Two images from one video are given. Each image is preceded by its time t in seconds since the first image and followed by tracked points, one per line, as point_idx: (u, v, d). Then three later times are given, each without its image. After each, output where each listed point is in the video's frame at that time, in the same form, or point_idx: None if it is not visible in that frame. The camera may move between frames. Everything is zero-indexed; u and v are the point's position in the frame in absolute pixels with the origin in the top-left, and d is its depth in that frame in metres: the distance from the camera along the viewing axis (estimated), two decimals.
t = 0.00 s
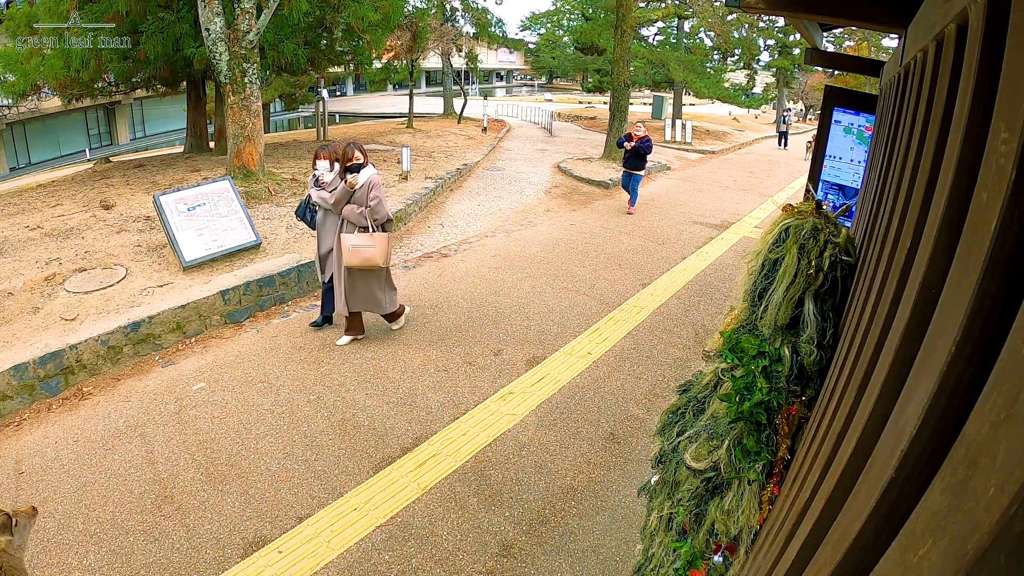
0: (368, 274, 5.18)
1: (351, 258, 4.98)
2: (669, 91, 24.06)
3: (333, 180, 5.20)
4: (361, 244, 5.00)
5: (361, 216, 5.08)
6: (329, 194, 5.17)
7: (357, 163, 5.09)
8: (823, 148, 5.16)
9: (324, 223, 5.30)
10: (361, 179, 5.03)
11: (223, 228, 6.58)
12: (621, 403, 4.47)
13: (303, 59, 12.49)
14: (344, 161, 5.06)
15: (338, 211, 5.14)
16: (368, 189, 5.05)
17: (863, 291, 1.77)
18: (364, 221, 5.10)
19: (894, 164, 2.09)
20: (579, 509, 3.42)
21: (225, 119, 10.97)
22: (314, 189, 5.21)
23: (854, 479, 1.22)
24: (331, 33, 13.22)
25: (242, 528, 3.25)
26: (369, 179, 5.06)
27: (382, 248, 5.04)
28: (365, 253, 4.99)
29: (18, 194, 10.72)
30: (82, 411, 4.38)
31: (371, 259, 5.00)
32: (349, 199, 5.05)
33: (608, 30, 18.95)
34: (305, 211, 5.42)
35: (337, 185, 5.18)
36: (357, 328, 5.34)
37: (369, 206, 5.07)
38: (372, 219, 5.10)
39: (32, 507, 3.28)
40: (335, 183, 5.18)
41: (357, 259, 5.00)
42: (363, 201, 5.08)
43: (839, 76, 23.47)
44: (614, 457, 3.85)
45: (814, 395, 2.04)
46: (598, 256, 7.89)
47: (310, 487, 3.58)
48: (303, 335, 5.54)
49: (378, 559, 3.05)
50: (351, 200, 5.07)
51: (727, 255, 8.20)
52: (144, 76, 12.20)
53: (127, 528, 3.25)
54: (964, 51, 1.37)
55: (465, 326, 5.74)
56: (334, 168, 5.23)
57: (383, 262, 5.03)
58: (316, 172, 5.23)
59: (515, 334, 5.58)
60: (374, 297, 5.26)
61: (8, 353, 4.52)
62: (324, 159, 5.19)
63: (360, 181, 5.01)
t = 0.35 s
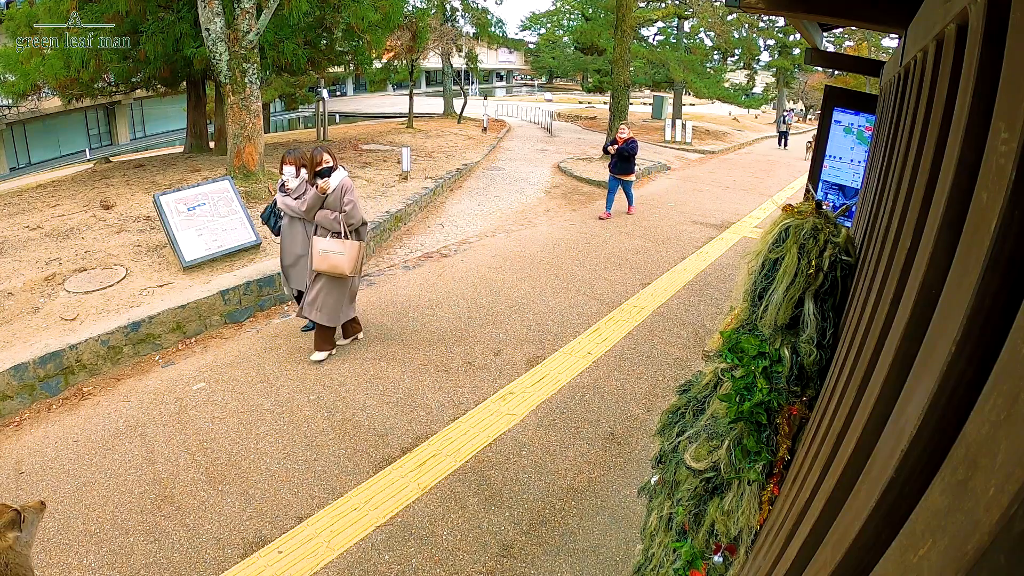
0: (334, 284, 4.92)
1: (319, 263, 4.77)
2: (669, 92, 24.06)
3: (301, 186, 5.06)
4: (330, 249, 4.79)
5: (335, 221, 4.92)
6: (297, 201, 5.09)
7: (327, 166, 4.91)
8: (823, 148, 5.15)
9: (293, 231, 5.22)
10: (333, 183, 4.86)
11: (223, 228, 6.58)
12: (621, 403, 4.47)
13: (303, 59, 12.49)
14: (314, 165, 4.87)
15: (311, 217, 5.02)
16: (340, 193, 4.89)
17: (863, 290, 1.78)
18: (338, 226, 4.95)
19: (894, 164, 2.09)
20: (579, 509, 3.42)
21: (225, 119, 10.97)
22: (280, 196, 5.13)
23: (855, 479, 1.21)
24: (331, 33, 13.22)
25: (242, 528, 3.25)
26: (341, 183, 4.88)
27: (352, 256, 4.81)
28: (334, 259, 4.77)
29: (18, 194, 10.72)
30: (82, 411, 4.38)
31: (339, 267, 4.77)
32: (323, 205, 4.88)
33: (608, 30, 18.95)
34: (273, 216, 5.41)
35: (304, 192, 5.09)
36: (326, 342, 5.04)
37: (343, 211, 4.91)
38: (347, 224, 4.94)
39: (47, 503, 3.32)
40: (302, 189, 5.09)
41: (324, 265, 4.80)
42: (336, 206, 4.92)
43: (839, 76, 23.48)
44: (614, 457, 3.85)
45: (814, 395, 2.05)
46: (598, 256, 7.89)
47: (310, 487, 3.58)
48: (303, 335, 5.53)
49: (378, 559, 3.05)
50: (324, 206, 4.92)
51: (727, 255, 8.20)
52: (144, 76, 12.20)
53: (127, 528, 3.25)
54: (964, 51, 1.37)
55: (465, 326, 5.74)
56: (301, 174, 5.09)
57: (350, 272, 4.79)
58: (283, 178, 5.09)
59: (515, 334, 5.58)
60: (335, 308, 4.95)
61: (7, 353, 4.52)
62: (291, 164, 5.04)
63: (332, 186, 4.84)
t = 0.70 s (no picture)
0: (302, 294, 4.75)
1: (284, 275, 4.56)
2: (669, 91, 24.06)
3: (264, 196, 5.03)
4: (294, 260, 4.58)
5: (299, 231, 4.77)
6: (259, 212, 4.99)
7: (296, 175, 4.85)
8: (823, 148, 5.15)
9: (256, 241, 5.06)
10: (298, 191, 4.74)
11: (223, 228, 6.58)
12: (621, 403, 4.47)
13: (303, 59, 12.49)
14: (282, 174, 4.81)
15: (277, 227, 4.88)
16: (304, 202, 4.75)
17: (863, 290, 1.78)
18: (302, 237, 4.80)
19: (895, 164, 2.09)
20: (579, 509, 3.42)
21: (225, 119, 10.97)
22: (241, 207, 5.07)
23: (855, 479, 1.21)
24: (331, 33, 13.22)
25: (242, 528, 3.25)
26: (306, 191, 4.75)
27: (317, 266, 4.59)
28: (299, 271, 4.55)
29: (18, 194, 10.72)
30: (82, 411, 4.37)
31: (303, 278, 4.55)
32: (287, 214, 4.76)
33: (608, 30, 18.96)
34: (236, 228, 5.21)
35: (266, 201, 5.04)
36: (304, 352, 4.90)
37: (304, 220, 4.76)
38: (310, 236, 4.80)
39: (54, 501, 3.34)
40: (263, 199, 5.05)
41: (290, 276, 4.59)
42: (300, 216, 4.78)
43: (839, 76, 23.48)
44: (615, 457, 3.85)
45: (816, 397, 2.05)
46: (598, 256, 7.89)
47: (310, 487, 3.57)
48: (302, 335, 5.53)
49: (378, 559, 3.05)
50: (288, 215, 4.77)
51: (727, 255, 8.19)
52: (144, 76, 12.20)
53: (127, 528, 3.25)
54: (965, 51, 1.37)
55: (465, 326, 5.74)
56: (262, 183, 5.10)
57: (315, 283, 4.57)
58: (245, 189, 5.11)
59: (515, 334, 5.58)
60: (304, 319, 4.78)
61: (7, 353, 4.52)
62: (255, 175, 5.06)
63: (297, 195, 4.72)
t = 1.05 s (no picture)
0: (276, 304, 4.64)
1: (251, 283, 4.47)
2: (670, 91, 24.06)
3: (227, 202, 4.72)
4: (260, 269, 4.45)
5: (264, 238, 4.51)
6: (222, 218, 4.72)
7: (262, 180, 4.59)
8: (822, 148, 5.15)
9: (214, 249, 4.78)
10: (263, 197, 4.47)
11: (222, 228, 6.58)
12: (621, 403, 4.47)
13: (303, 59, 12.49)
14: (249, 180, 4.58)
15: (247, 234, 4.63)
16: (268, 208, 4.45)
17: (862, 290, 1.78)
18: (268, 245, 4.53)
19: (894, 164, 2.10)
20: (579, 509, 3.42)
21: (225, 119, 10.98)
22: (203, 214, 4.77)
23: (855, 479, 1.21)
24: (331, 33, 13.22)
25: (242, 528, 3.25)
26: (271, 196, 4.45)
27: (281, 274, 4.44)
28: (264, 279, 4.44)
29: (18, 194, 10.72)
30: (83, 411, 4.38)
31: (267, 286, 4.43)
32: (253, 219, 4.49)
33: (608, 30, 18.96)
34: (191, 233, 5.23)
35: (231, 207, 4.73)
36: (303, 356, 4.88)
37: (268, 227, 4.46)
38: (275, 243, 4.49)
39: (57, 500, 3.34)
40: (226, 206, 4.73)
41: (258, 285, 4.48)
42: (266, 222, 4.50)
43: (839, 76, 23.49)
44: (615, 457, 3.85)
45: (815, 397, 2.05)
46: (598, 256, 7.89)
47: (310, 487, 3.57)
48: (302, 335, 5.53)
49: (378, 559, 3.05)
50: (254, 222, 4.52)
51: (727, 255, 8.20)
52: (144, 76, 12.21)
53: (127, 528, 3.25)
54: (964, 52, 1.37)
55: (466, 326, 5.74)
56: (224, 189, 4.77)
57: (280, 292, 4.43)
58: (206, 194, 4.79)
59: (515, 334, 5.58)
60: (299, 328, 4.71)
61: (8, 353, 4.52)
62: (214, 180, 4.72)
63: (261, 200, 4.46)
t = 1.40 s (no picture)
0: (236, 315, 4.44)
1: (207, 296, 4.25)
2: (670, 91, 24.05)
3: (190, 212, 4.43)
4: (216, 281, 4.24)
5: (217, 251, 4.35)
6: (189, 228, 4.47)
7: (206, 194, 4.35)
8: (823, 148, 5.15)
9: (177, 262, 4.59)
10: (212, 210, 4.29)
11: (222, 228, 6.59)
12: (621, 403, 4.47)
13: (303, 59, 12.49)
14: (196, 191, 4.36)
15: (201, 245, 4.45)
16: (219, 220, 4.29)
17: (863, 291, 1.78)
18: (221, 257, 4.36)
19: (895, 165, 2.10)
20: (579, 509, 3.42)
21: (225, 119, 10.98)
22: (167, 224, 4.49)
23: (855, 479, 1.21)
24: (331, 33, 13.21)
25: (242, 528, 3.25)
26: (224, 205, 4.28)
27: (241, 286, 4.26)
28: (221, 293, 4.23)
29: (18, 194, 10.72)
30: (83, 411, 4.38)
31: (227, 300, 4.23)
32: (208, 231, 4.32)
33: (608, 30, 18.96)
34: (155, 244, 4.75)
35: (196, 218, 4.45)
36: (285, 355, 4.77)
37: (221, 238, 4.30)
38: (228, 255, 4.33)
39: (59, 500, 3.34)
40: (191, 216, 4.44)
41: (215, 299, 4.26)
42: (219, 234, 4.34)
43: (839, 76, 23.50)
44: (614, 457, 3.85)
45: (813, 398, 2.04)
46: (598, 256, 7.89)
47: (310, 487, 3.57)
48: (302, 335, 5.53)
49: (378, 559, 3.05)
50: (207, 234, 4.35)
51: (727, 255, 8.20)
52: (144, 76, 12.20)
53: (127, 528, 3.25)
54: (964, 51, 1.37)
55: (466, 326, 5.74)
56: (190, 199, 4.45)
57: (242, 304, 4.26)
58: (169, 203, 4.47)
59: (516, 334, 5.58)
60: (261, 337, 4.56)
61: (8, 353, 4.52)
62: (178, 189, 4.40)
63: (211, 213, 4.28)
